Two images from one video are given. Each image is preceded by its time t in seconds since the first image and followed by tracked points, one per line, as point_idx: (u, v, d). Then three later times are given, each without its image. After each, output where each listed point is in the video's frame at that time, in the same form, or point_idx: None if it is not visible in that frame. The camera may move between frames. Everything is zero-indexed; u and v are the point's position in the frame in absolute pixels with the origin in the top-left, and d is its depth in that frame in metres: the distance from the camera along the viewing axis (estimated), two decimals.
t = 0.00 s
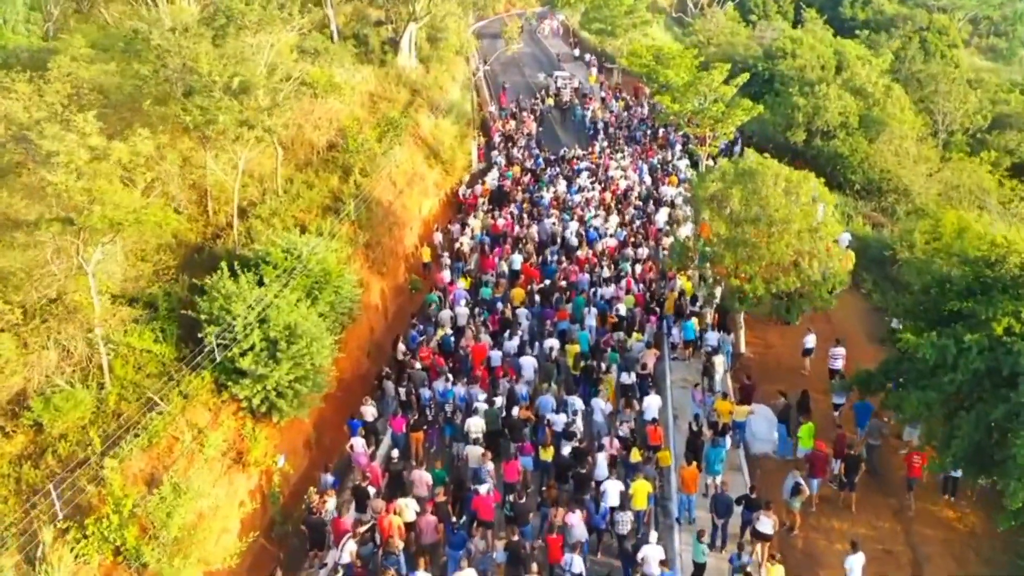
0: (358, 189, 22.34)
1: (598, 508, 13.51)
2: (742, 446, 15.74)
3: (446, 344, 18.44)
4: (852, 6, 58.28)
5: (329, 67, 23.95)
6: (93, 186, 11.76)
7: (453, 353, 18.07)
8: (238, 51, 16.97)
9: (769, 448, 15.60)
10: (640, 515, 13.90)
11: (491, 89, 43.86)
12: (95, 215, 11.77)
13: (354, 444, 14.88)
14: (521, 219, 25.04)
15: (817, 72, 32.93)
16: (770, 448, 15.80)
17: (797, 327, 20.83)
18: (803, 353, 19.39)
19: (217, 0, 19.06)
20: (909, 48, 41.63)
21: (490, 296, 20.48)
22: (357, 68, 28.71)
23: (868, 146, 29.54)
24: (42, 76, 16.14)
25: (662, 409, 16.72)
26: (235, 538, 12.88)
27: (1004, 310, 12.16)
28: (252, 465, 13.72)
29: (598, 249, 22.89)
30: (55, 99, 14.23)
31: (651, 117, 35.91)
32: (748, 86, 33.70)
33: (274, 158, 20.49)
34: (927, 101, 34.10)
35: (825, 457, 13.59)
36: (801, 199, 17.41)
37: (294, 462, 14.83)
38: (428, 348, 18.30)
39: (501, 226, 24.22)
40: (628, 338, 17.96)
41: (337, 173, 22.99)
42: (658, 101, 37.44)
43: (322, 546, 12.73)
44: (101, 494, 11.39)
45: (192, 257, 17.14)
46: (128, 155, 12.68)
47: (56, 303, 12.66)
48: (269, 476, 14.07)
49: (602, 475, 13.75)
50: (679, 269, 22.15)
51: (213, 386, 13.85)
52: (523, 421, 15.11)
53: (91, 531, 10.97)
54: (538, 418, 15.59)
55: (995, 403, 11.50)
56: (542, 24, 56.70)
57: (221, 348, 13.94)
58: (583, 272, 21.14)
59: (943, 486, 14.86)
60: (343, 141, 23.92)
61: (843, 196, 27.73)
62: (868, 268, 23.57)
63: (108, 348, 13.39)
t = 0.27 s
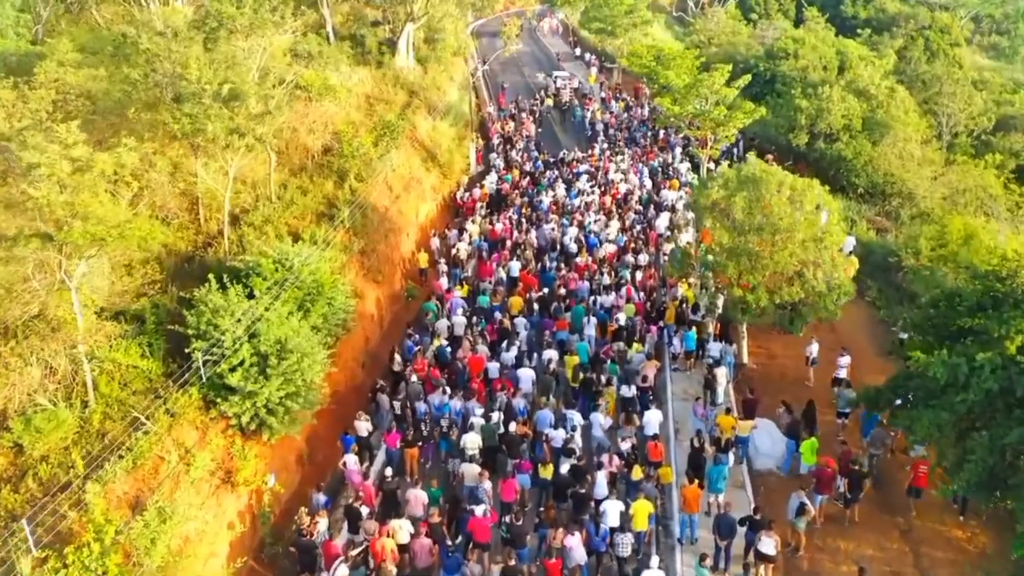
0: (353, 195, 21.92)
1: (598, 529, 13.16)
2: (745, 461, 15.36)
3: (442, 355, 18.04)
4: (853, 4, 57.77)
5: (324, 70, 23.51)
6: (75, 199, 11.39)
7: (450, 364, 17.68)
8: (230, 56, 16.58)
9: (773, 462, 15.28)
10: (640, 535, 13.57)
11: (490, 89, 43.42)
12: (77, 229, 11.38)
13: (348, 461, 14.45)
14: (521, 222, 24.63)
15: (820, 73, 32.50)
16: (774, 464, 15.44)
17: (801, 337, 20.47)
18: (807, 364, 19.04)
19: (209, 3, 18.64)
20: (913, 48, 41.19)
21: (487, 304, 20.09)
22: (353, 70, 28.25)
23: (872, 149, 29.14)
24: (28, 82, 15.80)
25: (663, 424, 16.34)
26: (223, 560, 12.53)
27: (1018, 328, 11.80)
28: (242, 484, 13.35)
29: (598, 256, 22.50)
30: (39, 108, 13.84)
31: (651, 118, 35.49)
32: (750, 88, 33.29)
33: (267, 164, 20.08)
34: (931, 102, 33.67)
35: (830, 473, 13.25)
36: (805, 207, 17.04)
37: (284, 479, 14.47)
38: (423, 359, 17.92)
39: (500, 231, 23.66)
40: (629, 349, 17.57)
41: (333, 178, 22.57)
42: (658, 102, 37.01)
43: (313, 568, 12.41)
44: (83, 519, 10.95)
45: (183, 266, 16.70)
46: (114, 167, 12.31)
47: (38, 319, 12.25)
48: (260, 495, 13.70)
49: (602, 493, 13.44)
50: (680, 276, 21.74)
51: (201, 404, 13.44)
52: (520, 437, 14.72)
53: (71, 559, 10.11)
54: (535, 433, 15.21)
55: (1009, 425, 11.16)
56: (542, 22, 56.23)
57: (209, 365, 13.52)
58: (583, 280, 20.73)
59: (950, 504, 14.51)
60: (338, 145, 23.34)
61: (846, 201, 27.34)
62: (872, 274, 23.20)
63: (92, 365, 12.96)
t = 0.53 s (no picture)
0: (348, 202, 21.49)
1: (598, 551, 12.79)
2: (749, 477, 14.93)
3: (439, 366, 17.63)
4: (855, 2, 57.32)
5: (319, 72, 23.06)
6: (54, 213, 11.01)
7: (446, 375, 17.26)
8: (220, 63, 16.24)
9: (777, 479, 14.87)
10: (642, 557, 13.22)
11: (489, 89, 42.94)
12: (57, 245, 10.99)
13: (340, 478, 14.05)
14: (520, 227, 24.20)
15: (823, 74, 32.06)
16: (779, 481, 14.99)
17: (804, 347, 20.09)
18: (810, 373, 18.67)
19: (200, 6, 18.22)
20: (916, 47, 40.72)
21: (485, 313, 19.69)
22: (349, 72, 27.81)
23: (875, 153, 28.72)
24: (12, 89, 15.39)
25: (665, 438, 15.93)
26: None
27: None
28: (232, 504, 12.98)
29: (598, 262, 22.10)
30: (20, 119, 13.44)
31: (652, 120, 35.02)
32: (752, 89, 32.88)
33: (260, 170, 19.67)
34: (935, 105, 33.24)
35: (837, 494, 12.84)
36: (809, 216, 16.64)
37: (275, 496, 14.11)
38: (419, 371, 17.52)
39: (497, 236, 23.27)
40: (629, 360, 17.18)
41: (327, 183, 22.16)
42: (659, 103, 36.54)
43: None
44: (64, 546, 10.61)
45: (173, 276, 16.33)
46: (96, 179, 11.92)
47: (19, 337, 11.86)
48: (250, 515, 13.33)
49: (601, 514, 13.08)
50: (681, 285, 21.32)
51: (188, 422, 13.09)
52: (517, 454, 14.36)
53: None
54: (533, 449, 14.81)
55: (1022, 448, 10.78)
56: (542, 21, 55.79)
57: (197, 381, 13.14)
58: (582, 288, 20.31)
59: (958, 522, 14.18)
60: (333, 150, 22.93)
61: (849, 205, 26.95)
62: (877, 281, 22.80)
63: (76, 382, 12.63)
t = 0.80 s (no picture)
0: (344, 207, 21.15)
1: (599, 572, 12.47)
2: (752, 493, 14.47)
3: (435, 376, 17.27)
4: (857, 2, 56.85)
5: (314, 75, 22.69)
6: (36, 226, 10.70)
7: (442, 386, 16.91)
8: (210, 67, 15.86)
9: (780, 494, 14.57)
10: None
11: (488, 89, 42.56)
12: (38, 260, 10.65)
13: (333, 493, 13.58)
14: (519, 231, 23.81)
15: (826, 75, 31.65)
16: (781, 495, 14.69)
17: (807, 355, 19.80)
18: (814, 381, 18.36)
19: (192, 8, 17.84)
20: (919, 48, 40.29)
21: (483, 321, 19.34)
22: (345, 74, 27.44)
23: (878, 156, 28.34)
24: None
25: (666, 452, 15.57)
26: None
27: None
28: (221, 523, 12.65)
29: (598, 268, 21.70)
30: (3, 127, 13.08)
31: (652, 121, 34.63)
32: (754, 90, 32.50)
33: (253, 175, 19.30)
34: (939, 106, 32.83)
35: (842, 510, 12.60)
36: (814, 223, 16.27)
37: (267, 513, 13.77)
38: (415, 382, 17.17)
39: (495, 241, 23.10)
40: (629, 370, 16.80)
41: (322, 188, 21.80)
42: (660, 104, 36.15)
43: None
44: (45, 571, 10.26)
45: (163, 285, 16.06)
46: (80, 190, 11.59)
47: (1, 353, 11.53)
48: (239, 534, 12.91)
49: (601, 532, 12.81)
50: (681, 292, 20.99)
51: (178, 441, 12.79)
52: (515, 469, 13.94)
53: None
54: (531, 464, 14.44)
55: None
56: (541, 20, 55.37)
57: (186, 397, 12.80)
58: (582, 295, 19.94)
59: (964, 539, 13.95)
60: (329, 153, 22.56)
61: (852, 210, 26.60)
62: (881, 287, 22.46)
63: (60, 398, 12.29)
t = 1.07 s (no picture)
0: (338, 214, 20.73)
1: None
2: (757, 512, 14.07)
3: (431, 389, 16.82)
4: None
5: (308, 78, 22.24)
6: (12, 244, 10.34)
7: (438, 399, 16.47)
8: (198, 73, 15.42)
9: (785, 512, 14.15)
10: None
11: (487, 89, 42.07)
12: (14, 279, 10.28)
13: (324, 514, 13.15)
14: (518, 236, 23.33)
15: (829, 77, 31.18)
16: (786, 515, 14.27)
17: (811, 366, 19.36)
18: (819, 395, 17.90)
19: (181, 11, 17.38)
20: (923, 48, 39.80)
21: (480, 331, 18.90)
22: (341, 76, 26.97)
23: (882, 159, 27.89)
24: None
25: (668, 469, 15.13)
26: None
27: None
28: (207, 548, 12.32)
29: (597, 275, 21.22)
30: None
31: (653, 122, 34.16)
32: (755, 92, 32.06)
33: (245, 182, 18.85)
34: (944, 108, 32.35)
35: (848, 530, 12.26)
36: (819, 234, 15.83)
37: (255, 535, 13.45)
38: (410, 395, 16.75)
39: (493, 248, 22.32)
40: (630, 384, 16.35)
41: (317, 193, 21.37)
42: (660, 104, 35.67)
43: None
44: None
45: (151, 296, 15.68)
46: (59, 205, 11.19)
47: None
48: (227, 559, 12.60)
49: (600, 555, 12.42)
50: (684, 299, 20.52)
51: (162, 461, 12.36)
52: (513, 489, 13.47)
53: None
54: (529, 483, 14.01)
55: None
56: (541, 19, 54.91)
57: (172, 416, 12.35)
58: (581, 303, 19.50)
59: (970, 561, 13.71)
60: (324, 158, 22.11)
61: (856, 214, 26.16)
62: (887, 295, 22.03)
63: (40, 419, 11.86)
